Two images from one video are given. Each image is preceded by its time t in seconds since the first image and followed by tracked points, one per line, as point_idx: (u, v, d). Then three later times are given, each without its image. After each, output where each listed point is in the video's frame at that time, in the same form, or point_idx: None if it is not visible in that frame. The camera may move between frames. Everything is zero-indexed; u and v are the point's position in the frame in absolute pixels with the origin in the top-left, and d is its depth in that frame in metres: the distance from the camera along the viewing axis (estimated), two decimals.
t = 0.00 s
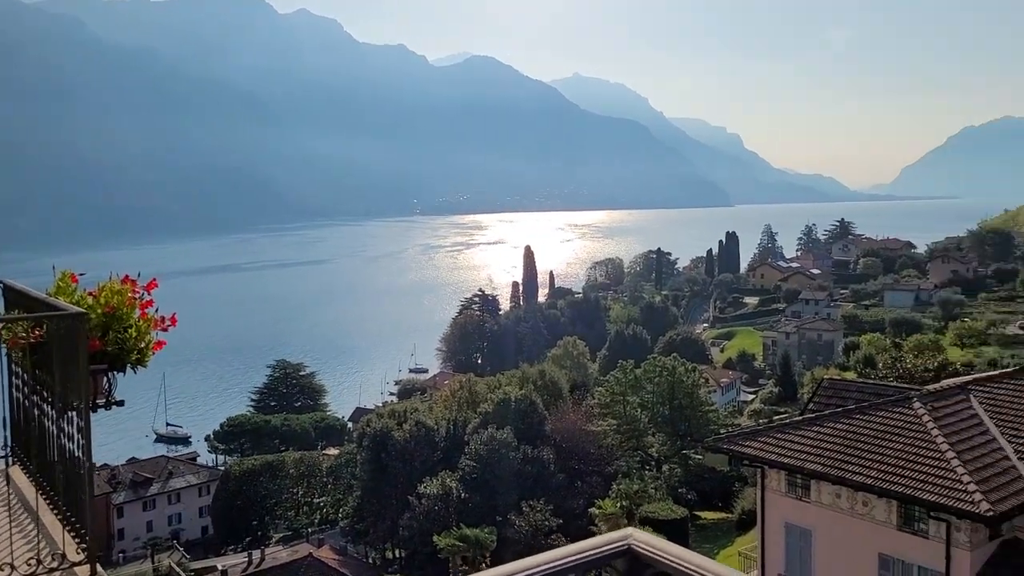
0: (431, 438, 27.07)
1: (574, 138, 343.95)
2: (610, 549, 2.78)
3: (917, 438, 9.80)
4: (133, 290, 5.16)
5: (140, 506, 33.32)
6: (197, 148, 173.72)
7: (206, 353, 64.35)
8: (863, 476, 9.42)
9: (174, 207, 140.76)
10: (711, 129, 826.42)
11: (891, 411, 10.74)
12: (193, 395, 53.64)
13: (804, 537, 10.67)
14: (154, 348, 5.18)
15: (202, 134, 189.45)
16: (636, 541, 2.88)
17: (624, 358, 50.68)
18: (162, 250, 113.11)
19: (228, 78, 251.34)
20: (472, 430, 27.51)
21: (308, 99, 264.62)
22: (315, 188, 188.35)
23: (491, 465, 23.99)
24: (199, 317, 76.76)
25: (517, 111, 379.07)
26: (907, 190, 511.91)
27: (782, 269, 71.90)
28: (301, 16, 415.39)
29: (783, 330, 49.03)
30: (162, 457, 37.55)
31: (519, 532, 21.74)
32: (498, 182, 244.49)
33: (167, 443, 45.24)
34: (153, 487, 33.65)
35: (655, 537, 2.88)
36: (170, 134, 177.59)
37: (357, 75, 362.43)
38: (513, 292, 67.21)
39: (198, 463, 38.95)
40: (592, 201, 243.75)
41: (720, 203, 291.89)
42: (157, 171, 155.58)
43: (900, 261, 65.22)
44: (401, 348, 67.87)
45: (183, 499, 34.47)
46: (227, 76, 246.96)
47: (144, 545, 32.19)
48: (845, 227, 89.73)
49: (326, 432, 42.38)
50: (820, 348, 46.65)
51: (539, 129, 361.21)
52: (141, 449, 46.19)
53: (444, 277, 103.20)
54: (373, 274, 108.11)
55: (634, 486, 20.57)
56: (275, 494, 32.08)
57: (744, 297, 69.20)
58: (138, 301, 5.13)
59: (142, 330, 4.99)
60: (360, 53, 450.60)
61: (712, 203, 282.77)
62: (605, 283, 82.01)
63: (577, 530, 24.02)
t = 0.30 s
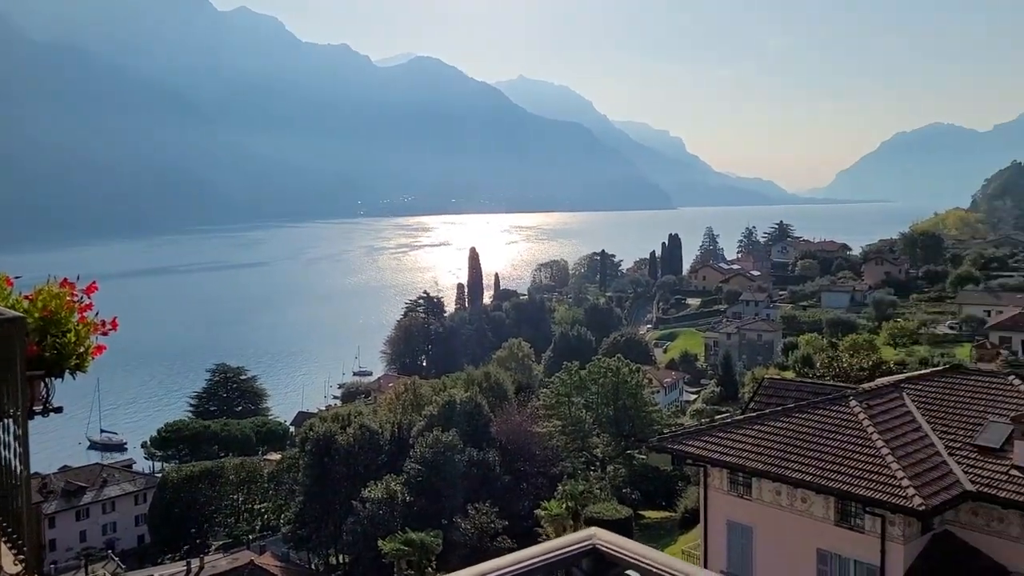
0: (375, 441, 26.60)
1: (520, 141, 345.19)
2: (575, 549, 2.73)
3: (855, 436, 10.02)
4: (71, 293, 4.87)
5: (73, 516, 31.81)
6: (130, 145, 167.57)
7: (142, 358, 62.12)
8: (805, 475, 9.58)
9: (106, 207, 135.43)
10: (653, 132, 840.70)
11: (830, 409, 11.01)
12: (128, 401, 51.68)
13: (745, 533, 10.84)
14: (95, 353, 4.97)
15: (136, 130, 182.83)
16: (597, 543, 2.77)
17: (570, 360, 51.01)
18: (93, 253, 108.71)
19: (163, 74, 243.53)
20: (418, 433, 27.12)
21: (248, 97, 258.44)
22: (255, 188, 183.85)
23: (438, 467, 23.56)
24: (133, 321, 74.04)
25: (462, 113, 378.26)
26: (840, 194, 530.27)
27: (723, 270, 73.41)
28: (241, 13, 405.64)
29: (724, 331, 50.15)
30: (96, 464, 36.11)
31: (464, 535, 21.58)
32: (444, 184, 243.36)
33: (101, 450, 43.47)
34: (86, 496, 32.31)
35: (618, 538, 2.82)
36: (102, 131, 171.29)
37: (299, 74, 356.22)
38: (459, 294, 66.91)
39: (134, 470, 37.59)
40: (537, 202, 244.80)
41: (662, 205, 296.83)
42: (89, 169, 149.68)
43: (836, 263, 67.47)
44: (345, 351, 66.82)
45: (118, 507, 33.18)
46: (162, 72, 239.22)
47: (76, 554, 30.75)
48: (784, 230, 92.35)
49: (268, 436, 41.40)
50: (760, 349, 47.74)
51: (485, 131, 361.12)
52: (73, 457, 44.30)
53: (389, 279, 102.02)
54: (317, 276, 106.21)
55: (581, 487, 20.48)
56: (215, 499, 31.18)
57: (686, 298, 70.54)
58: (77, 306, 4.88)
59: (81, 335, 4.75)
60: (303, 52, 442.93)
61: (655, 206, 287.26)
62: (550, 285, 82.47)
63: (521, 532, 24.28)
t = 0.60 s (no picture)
0: (325, 447, 26.11)
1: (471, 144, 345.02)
2: (540, 550, 2.72)
3: (801, 436, 10.23)
4: (17, 296, 4.56)
5: (10, 527, 30.29)
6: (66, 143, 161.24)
7: (80, 364, 59.78)
8: (753, 474, 9.71)
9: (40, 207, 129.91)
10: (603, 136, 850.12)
11: (777, 409, 11.18)
12: (66, 408, 49.56)
13: (695, 532, 10.93)
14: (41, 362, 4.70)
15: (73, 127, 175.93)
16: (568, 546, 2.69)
17: (521, 362, 51.08)
18: (26, 256, 104.20)
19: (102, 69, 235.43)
20: (368, 437, 26.82)
21: (191, 96, 252.03)
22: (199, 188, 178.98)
23: (389, 471, 23.33)
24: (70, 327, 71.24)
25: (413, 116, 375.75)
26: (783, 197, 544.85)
27: (672, 273, 74.51)
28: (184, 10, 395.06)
29: (674, 332, 50.93)
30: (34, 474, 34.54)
31: (415, 540, 21.26)
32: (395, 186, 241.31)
33: (40, 459, 41.68)
34: (24, 506, 30.77)
35: (588, 535, 2.80)
36: (37, 128, 164.45)
37: (245, 74, 348.98)
38: (410, 297, 66.30)
39: (73, 479, 36.08)
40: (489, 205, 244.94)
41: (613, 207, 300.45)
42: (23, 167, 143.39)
43: (781, 265, 69.22)
44: (294, 355, 65.45)
45: (57, 518, 31.69)
46: (101, 68, 231.19)
47: (12, 566, 29.34)
48: (731, 233, 94.33)
49: (215, 443, 40.07)
50: (709, 350, 48.44)
51: (436, 134, 359.87)
52: (9, 467, 42.32)
53: (339, 283, 100.52)
54: (264, 279, 104.03)
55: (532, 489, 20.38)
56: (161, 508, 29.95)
57: (636, 300, 71.45)
58: (22, 313, 4.58)
59: (26, 339, 4.50)
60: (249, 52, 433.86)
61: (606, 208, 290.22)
62: (502, 287, 82.46)
63: (472, 534, 24.32)
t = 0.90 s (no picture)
0: (282, 456, 25.63)
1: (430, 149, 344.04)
2: (516, 552, 2.53)
3: (759, 439, 10.34)
4: None
5: None
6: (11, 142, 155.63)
7: (26, 372, 57.75)
8: (712, 476, 9.80)
9: None
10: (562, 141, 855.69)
11: (737, 411, 11.31)
12: (11, 419, 47.72)
13: (655, 534, 10.98)
14: None
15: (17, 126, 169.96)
16: (548, 547, 2.52)
17: (481, 366, 51.01)
18: None
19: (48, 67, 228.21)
20: (327, 443, 26.41)
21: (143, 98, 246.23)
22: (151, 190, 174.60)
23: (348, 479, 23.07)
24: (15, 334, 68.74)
25: (372, 119, 372.89)
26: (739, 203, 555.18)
27: (631, 277, 75.23)
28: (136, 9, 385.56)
29: (632, 336, 51.44)
30: None
31: (374, 547, 20.98)
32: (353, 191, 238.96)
33: None
34: None
35: (565, 537, 2.63)
36: None
37: (199, 74, 342.04)
38: (368, 301, 65.66)
39: (20, 490, 34.82)
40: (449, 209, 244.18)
41: (572, 212, 302.33)
42: None
43: (738, 269, 70.50)
44: (250, 361, 64.23)
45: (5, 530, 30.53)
46: (47, 65, 223.96)
47: None
48: (689, 238, 95.74)
49: (168, 452, 39.20)
50: (667, 353, 48.95)
51: (395, 138, 357.96)
52: None
53: (296, 288, 99.08)
54: (219, 284, 101.93)
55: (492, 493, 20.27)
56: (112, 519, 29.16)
57: (596, 304, 72.02)
58: None
59: None
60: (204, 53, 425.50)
61: (565, 213, 291.86)
62: (461, 292, 82.30)
63: (432, 541, 23.85)
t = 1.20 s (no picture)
0: (241, 465, 25.24)
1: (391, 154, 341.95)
2: (490, 559, 2.48)
3: (718, 441, 10.46)
4: None
5: None
6: None
7: None
8: (672, 479, 9.87)
9: None
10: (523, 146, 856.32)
11: (698, 415, 11.41)
12: None
13: (616, 537, 11.00)
14: None
15: None
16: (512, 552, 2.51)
17: (443, 373, 50.71)
18: None
19: None
20: (286, 451, 25.96)
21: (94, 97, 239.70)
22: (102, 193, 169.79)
23: (307, 488, 22.78)
24: None
25: (332, 124, 369.58)
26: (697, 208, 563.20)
27: (592, 282, 75.77)
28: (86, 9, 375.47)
29: (594, 341, 51.71)
30: None
31: (334, 556, 20.64)
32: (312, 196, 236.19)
33: None
34: None
35: (541, 541, 2.59)
36: None
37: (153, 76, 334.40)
38: (328, 307, 64.80)
39: None
40: (410, 212, 242.59)
41: (533, 217, 303.30)
42: None
43: (697, 274, 71.54)
44: (207, 369, 62.83)
45: None
46: None
47: None
48: (649, 243, 96.87)
49: (122, 462, 38.07)
50: (627, 357, 49.38)
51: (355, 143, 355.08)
52: None
53: (254, 294, 97.40)
54: (175, 290, 99.61)
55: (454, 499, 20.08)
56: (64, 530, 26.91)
57: (557, 309, 72.34)
58: None
59: None
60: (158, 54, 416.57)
61: (527, 219, 292.74)
62: (422, 297, 81.82)
63: (394, 548, 23.58)
